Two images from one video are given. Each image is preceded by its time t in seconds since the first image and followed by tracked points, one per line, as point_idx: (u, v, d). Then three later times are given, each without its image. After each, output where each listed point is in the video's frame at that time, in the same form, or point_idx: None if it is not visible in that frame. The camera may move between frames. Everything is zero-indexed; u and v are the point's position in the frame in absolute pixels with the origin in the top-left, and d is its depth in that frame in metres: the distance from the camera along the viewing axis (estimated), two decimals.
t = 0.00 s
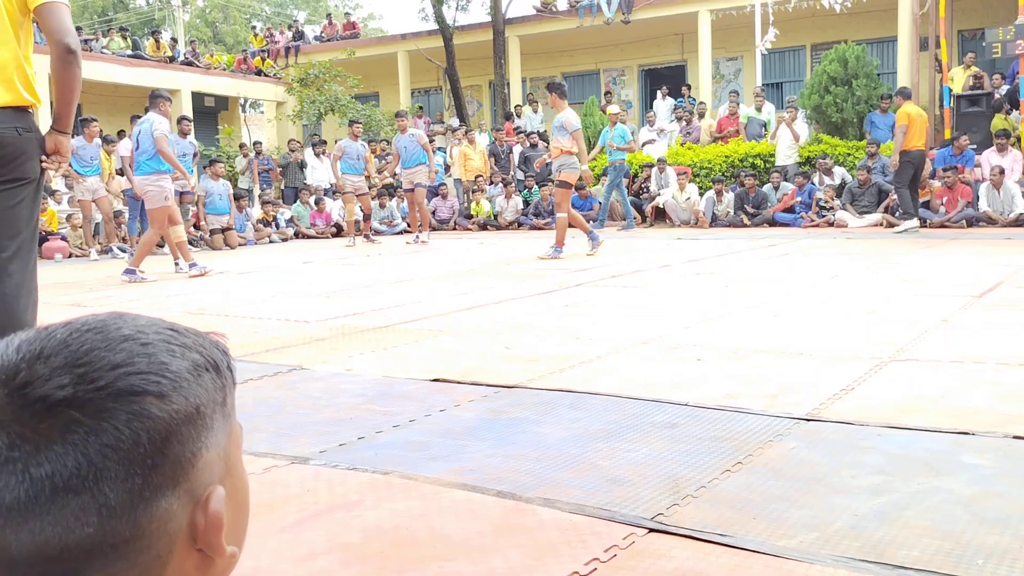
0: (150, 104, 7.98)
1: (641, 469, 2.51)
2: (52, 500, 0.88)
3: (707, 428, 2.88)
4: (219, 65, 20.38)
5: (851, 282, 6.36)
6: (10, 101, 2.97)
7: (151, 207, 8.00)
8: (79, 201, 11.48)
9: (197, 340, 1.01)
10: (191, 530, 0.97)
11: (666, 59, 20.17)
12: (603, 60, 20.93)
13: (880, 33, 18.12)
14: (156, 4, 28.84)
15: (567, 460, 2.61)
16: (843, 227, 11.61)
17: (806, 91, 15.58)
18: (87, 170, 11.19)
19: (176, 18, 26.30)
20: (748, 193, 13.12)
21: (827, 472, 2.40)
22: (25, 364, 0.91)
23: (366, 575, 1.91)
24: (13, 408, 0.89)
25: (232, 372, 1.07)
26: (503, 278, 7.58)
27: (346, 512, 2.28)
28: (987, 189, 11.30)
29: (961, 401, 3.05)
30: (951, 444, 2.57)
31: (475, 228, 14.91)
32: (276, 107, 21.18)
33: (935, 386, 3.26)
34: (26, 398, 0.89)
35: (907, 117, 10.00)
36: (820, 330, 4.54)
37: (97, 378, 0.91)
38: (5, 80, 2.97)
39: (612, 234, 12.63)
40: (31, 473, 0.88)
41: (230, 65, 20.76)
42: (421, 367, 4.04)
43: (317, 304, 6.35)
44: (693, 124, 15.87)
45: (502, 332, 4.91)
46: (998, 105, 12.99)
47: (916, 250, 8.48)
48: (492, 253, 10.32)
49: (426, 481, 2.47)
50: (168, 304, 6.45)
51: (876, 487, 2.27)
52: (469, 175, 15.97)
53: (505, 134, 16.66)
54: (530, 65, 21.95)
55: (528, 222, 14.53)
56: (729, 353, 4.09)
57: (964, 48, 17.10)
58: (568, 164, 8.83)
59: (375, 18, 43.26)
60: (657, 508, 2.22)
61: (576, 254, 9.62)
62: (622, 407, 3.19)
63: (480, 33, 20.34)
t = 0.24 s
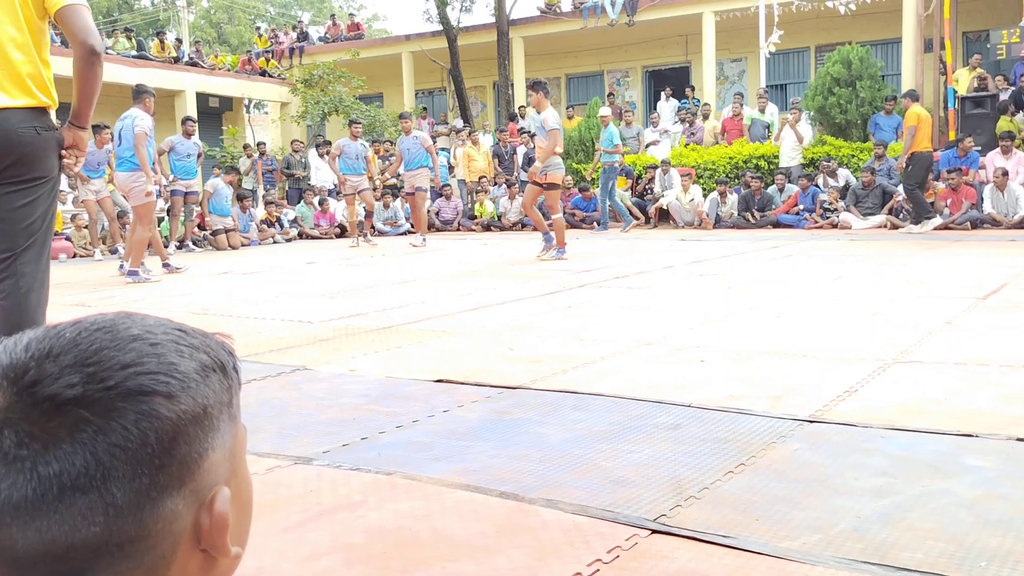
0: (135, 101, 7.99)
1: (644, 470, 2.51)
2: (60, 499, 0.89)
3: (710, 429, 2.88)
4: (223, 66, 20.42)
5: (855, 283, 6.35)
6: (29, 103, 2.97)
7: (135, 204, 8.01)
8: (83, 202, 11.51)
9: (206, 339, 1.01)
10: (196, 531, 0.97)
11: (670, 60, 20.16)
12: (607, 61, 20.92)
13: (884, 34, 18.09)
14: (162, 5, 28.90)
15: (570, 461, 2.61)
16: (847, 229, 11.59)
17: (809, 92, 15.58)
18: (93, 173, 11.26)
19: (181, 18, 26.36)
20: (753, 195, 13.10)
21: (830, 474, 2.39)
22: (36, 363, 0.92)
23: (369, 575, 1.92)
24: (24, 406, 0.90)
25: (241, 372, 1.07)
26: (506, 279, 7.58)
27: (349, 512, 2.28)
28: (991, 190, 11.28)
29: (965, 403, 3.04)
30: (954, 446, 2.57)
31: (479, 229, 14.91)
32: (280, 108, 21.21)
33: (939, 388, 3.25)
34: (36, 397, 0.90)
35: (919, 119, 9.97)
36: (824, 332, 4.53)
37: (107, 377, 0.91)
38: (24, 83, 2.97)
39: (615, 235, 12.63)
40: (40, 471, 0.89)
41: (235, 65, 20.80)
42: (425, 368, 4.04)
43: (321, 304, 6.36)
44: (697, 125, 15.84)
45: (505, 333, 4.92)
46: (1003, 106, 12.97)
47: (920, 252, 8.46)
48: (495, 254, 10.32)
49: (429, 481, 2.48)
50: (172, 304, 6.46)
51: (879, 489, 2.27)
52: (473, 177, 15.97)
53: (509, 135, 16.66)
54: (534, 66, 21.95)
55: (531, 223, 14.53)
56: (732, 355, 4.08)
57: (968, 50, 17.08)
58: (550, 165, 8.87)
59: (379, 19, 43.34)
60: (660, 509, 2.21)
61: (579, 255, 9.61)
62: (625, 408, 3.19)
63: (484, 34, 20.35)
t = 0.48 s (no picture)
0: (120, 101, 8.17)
1: (650, 470, 2.51)
2: (71, 498, 0.91)
3: (715, 429, 2.88)
4: (230, 66, 20.46)
5: (861, 283, 6.34)
6: (40, 104, 2.97)
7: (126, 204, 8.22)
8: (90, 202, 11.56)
9: (216, 340, 1.02)
10: (205, 531, 0.99)
11: (677, 59, 20.13)
12: (612, 61, 20.91)
13: (891, 34, 18.07)
14: (169, 5, 28.97)
15: (576, 460, 2.62)
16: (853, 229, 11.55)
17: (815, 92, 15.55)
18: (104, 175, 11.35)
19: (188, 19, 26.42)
20: (759, 194, 13.08)
21: (836, 475, 2.39)
22: (46, 363, 0.93)
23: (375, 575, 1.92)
24: (34, 407, 0.91)
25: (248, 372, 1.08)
26: (512, 279, 7.58)
27: (355, 511, 2.28)
28: (998, 190, 11.25)
29: (971, 403, 3.04)
30: (959, 446, 2.57)
31: (485, 228, 14.92)
32: (287, 108, 21.24)
33: (945, 389, 3.25)
34: (46, 397, 0.91)
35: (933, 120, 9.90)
36: (831, 332, 4.53)
37: (118, 378, 0.92)
38: (35, 83, 2.97)
39: (621, 235, 12.62)
40: (52, 472, 0.91)
41: (241, 66, 20.85)
42: (431, 368, 4.05)
43: (327, 304, 6.37)
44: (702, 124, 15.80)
45: (510, 333, 4.92)
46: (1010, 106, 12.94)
47: (926, 251, 8.44)
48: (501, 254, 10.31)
49: (435, 481, 2.48)
50: (179, 304, 6.48)
51: (885, 489, 2.27)
52: (478, 176, 16.00)
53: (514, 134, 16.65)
54: (540, 66, 21.95)
55: (537, 222, 14.52)
56: (738, 355, 4.08)
57: (975, 49, 17.05)
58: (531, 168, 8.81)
59: (385, 18, 43.38)
60: (665, 509, 2.22)
61: (585, 255, 9.60)
62: (631, 408, 3.19)
63: (490, 34, 20.36)
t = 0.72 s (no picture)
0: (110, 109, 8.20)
1: (657, 470, 2.50)
2: (49, 499, 0.92)
3: (723, 429, 2.87)
4: (238, 66, 20.52)
5: (870, 282, 6.32)
6: (48, 103, 2.98)
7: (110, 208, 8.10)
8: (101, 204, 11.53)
9: (209, 341, 1.01)
10: (192, 535, 0.98)
11: (684, 58, 20.11)
12: (620, 60, 20.90)
13: (899, 32, 18.02)
14: (177, 6, 29.07)
15: (583, 460, 2.61)
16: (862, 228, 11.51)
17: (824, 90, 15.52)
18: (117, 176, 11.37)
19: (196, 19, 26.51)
20: (765, 192, 13.06)
21: (844, 474, 2.38)
22: (31, 364, 0.94)
23: (382, 574, 1.92)
24: (17, 408, 0.93)
25: (249, 373, 1.06)
26: (520, 278, 7.58)
27: (362, 510, 2.28)
28: (1008, 189, 11.20)
29: (980, 403, 3.03)
30: (969, 445, 2.56)
31: (492, 228, 14.94)
32: (294, 107, 21.29)
33: (953, 388, 3.24)
34: (27, 398, 0.92)
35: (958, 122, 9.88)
36: (839, 331, 4.52)
37: (95, 381, 0.92)
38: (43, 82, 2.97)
39: (629, 234, 12.61)
40: (29, 473, 0.91)
41: (249, 66, 20.91)
42: (438, 367, 4.05)
43: (335, 304, 6.38)
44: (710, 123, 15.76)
45: (517, 332, 4.91)
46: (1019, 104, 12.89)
47: (935, 250, 8.41)
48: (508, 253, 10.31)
49: (442, 480, 2.48)
50: (188, 303, 6.49)
51: (894, 489, 2.26)
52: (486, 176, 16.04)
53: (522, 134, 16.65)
54: (547, 65, 21.96)
55: (544, 222, 14.49)
56: (745, 354, 4.07)
57: (984, 47, 16.98)
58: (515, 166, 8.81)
59: (392, 19, 43.46)
60: (673, 509, 2.21)
61: (593, 255, 9.60)
62: (638, 408, 3.18)
63: (498, 34, 20.37)
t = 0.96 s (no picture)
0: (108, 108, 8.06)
1: (666, 469, 2.49)
2: (26, 496, 0.92)
3: (733, 427, 2.86)
4: (247, 66, 20.57)
5: (881, 281, 6.29)
6: (53, 106, 2.98)
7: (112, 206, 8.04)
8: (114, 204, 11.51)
9: (196, 338, 1.00)
10: (175, 534, 0.97)
11: (693, 56, 20.07)
12: (629, 58, 20.86)
13: (910, 29, 17.97)
14: (187, 6, 29.15)
15: (592, 459, 2.61)
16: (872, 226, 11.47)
17: (834, 88, 15.44)
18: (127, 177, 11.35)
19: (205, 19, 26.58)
20: (774, 190, 13.03)
21: (855, 473, 2.37)
22: (13, 360, 0.95)
23: (390, 573, 1.92)
24: None
25: (242, 371, 1.05)
26: (528, 277, 7.57)
27: (371, 509, 2.28)
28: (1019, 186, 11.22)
29: (993, 402, 3.00)
30: (981, 445, 2.54)
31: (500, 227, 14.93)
32: (303, 107, 21.34)
33: (965, 387, 3.22)
34: (8, 395, 0.93)
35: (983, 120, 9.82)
36: (850, 330, 4.50)
37: (72, 378, 0.92)
38: (46, 84, 2.97)
39: (638, 233, 12.59)
40: (7, 470, 0.92)
41: (258, 65, 20.96)
42: (447, 366, 4.05)
43: (344, 303, 6.38)
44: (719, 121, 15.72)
45: (526, 331, 4.91)
46: None
47: (946, 248, 8.37)
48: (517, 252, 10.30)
49: (451, 479, 2.47)
50: (197, 302, 6.51)
51: (905, 488, 2.24)
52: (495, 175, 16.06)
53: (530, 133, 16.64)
54: (556, 64, 21.95)
55: (553, 221, 14.45)
56: (755, 353, 4.05)
57: (996, 44, 16.89)
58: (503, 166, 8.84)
59: (401, 18, 43.50)
60: (682, 508, 2.20)
61: (602, 253, 9.58)
62: (647, 406, 3.17)
63: (506, 33, 20.36)
